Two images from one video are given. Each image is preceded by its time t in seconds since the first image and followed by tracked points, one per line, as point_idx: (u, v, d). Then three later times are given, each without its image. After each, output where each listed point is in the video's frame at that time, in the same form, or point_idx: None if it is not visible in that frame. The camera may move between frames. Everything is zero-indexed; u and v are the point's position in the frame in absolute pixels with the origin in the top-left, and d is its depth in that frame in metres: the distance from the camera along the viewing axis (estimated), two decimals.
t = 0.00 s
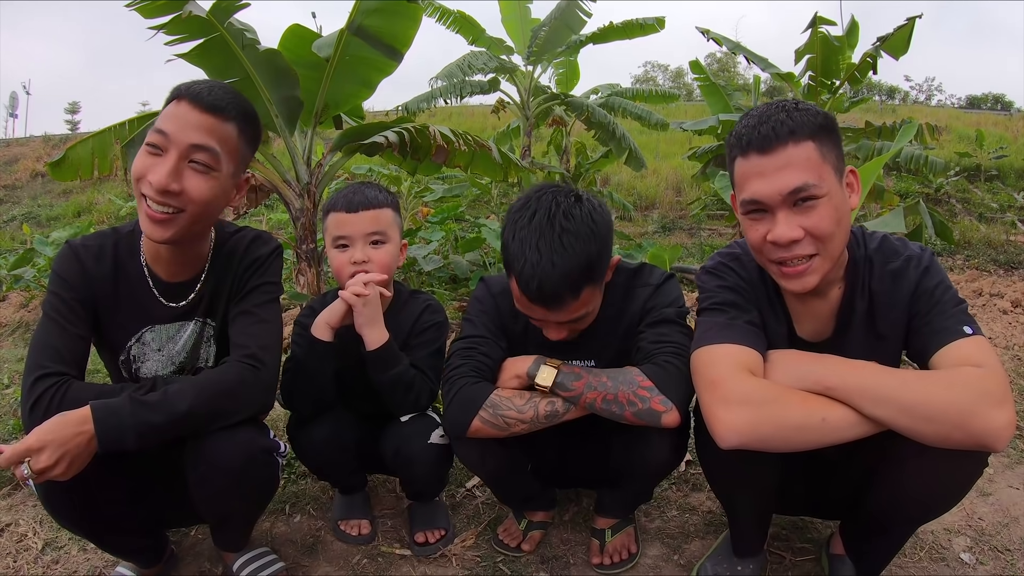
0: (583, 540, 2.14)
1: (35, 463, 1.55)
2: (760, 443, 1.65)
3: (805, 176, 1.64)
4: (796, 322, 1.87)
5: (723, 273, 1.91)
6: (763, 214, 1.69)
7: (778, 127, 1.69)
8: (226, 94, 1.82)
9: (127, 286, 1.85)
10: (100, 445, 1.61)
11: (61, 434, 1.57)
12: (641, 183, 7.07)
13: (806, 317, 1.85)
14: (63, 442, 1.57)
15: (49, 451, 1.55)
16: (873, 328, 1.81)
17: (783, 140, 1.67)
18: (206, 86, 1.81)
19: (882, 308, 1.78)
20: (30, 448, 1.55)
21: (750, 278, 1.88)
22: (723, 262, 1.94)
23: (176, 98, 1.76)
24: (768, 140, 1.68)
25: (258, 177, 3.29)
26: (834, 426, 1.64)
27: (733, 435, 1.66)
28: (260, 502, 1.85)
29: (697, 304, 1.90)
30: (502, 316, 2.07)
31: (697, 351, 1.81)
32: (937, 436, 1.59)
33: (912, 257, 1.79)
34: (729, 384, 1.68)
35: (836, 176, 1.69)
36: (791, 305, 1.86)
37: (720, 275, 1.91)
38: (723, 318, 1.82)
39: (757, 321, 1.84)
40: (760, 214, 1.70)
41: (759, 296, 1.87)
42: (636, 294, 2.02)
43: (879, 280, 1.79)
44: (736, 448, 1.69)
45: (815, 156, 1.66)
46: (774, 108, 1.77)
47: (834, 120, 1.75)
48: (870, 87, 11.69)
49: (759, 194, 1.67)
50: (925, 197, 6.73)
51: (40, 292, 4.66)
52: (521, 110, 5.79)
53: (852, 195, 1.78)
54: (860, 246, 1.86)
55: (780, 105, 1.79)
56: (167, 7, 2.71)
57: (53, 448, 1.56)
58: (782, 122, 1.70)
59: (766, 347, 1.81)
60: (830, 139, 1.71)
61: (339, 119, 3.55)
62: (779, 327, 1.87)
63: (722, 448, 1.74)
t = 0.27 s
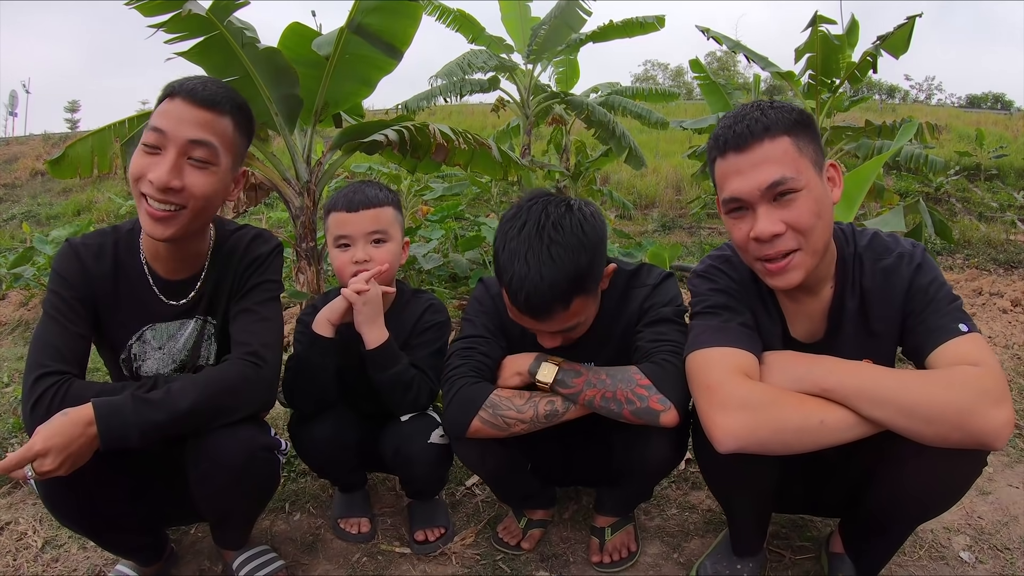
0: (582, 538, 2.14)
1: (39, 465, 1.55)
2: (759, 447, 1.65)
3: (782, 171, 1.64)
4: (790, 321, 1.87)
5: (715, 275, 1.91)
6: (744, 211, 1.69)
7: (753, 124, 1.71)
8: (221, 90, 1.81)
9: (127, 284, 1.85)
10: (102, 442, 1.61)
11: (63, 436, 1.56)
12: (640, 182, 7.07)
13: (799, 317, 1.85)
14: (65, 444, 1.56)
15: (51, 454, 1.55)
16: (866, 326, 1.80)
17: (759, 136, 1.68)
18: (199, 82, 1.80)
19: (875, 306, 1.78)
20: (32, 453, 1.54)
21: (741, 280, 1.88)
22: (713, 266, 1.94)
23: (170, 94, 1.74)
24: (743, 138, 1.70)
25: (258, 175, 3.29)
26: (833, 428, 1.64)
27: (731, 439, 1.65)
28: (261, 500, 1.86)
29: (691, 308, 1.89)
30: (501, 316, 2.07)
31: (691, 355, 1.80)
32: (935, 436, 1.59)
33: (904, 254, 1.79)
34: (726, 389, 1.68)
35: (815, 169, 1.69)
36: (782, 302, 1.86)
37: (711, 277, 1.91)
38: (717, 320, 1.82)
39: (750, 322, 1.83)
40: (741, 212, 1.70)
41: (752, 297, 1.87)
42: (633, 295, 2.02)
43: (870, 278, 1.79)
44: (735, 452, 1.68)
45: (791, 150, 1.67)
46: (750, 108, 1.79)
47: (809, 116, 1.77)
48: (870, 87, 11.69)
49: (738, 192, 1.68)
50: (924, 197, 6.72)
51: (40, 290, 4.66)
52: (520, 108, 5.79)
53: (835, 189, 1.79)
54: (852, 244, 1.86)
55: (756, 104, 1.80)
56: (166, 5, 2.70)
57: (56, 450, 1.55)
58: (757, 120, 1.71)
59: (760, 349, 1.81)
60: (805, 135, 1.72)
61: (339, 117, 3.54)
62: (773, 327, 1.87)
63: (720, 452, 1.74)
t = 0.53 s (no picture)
0: (582, 536, 2.14)
1: (39, 464, 1.55)
2: (753, 448, 1.65)
3: (770, 171, 1.64)
4: (783, 322, 1.87)
5: (707, 277, 1.91)
6: (733, 211, 1.69)
7: (741, 125, 1.71)
8: (240, 95, 1.85)
9: (125, 281, 1.85)
10: (102, 439, 1.61)
11: (63, 436, 1.56)
12: (640, 181, 7.07)
13: (793, 318, 1.86)
14: (66, 443, 1.56)
15: (53, 452, 1.55)
16: (859, 326, 1.80)
17: (747, 136, 1.68)
18: (226, 88, 1.80)
19: (868, 306, 1.78)
20: (33, 453, 1.54)
21: (734, 281, 1.88)
22: (706, 267, 1.93)
23: (211, 105, 1.72)
24: (732, 139, 1.70)
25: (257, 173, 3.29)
26: (827, 429, 1.64)
27: (726, 442, 1.65)
28: (260, 497, 1.86)
29: (685, 310, 1.90)
30: (498, 316, 2.07)
31: (686, 356, 1.80)
32: (930, 437, 1.59)
33: (897, 254, 1.80)
34: (719, 392, 1.68)
35: (804, 169, 1.69)
36: (775, 302, 1.87)
37: (703, 279, 1.91)
38: (710, 322, 1.82)
39: (744, 323, 1.83)
40: (730, 212, 1.70)
41: (745, 298, 1.87)
42: (632, 295, 2.02)
43: (863, 278, 1.79)
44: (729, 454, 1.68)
45: (779, 150, 1.67)
46: (739, 109, 1.79)
47: (798, 116, 1.78)
48: (870, 86, 11.69)
49: (726, 192, 1.68)
50: (925, 197, 6.72)
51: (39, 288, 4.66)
52: (521, 107, 5.79)
53: (824, 189, 1.80)
54: (845, 244, 1.86)
55: (743, 106, 1.81)
56: (166, 2, 2.70)
57: (56, 450, 1.55)
58: (745, 121, 1.72)
59: (754, 350, 1.81)
60: (794, 135, 1.72)
61: (339, 115, 3.54)
62: (767, 328, 1.86)
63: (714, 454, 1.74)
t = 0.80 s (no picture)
0: (580, 535, 2.14)
1: (37, 459, 1.57)
2: (751, 451, 1.65)
3: (769, 169, 1.64)
4: (780, 323, 1.87)
5: (704, 279, 1.91)
6: (730, 209, 1.69)
7: (742, 124, 1.72)
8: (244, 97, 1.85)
9: (125, 278, 1.84)
10: (101, 434, 1.61)
11: (59, 436, 1.57)
12: (640, 180, 7.07)
13: (789, 320, 1.86)
14: (63, 440, 1.57)
15: (51, 449, 1.56)
16: (856, 328, 1.81)
17: (747, 135, 1.69)
18: (229, 91, 1.79)
19: (864, 308, 1.79)
20: (30, 450, 1.55)
21: (731, 283, 1.88)
22: (702, 269, 1.94)
23: (214, 109, 1.72)
24: (732, 138, 1.70)
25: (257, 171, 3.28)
26: (825, 431, 1.64)
27: (723, 444, 1.65)
28: (259, 495, 1.86)
29: (681, 312, 1.89)
30: (495, 315, 2.07)
31: (682, 358, 1.80)
32: (928, 439, 1.59)
33: (893, 256, 1.80)
34: (716, 395, 1.68)
35: (803, 169, 1.69)
36: (772, 304, 1.86)
37: (700, 281, 1.91)
38: (707, 324, 1.82)
39: (741, 325, 1.83)
40: (728, 210, 1.70)
41: (741, 299, 1.87)
42: (629, 293, 2.02)
43: (859, 280, 1.79)
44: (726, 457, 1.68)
45: (779, 149, 1.67)
46: (741, 108, 1.79)
47: (799, 116, 1.78)
48: (870, 86, 11.70)
49: (725, 189, 1.68)
50: (924, 197, 6.72)
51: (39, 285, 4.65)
52: (521, 105, 5.78)
53: (823, 190, 1.80)
54: (840, 246, 1.87)
55: (744, 104, 1.82)
56: None
57: (52, 448, 1.56)
58: (746, 119, 1.72)
59: (751, 352, 1.81)
60: (794, 134, 1.73)
61: (339, 113, 3.54)
62: (764, 329, 1.86)
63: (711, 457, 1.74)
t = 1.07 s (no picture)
0: (580, 533, 2.14)
1: (32, 455, 1.55)
2: (749, 452, 1.65)
3: (776, 167, 1.64)
4: (780, 323, 1.86)
5: (704, 277, 1.91)
6: (735, 204, 1.69)
7: (751, 119, 1.71)
8: (247, 97, 1.85)
9: (125, 276, 1.84)
10: (99, 430, 1.61)
11: (57, 427, 1.56)
12: (641, 179, 7.07)
13: (788, 319, 1.85)
14: (59, 435, 1.57)
15: (46, 444, 1.55)
16: (856, 329, 1.81)
17: (756, 131, 1.69)
18: (233, 90, 1.79)
19: (864, 309, 1.79)
20: (25, 445, 1.54)
21: (731, 283, 1.88)
22: (702, 268, 1.93)
23: (215, 107, 1.72)
24: (740, 133, 1.70)
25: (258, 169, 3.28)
26: (824, 431, 1.64)
27: (722, 446, 1.65)
28: (258, 493, 1.85)
29: (680, 311, 1.89)
30: (494, 312, 2.07)
31: (680, 358, 1.80)
32: (927, 441, 1.59)
33: (893, 257, 1.80)
34: (714, 396, 1.68)
35: (811, 170, 1.69)
36: (772, 304, 1.86)
37: (700, 280, 1.91)
38: (707, 324, 1.82)
39: (740, 325, 1.83)
40: (732, 206, 1.70)
41: (741, 298, 1.87)
42: (628, 291, 2.02)
43: (859, 281, 1.79)
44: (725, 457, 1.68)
45: (787, 148, 1.67)
46: (752, 104, 1.78)
47: (809, 116, 1.77)
48: (871, 86, 11.69)
49: (730, 183, 1.68)
50: (925, 197, 6.72)
51: (39, 283, 4.65)
52: (521, 104, 5.78)
53: (828, 192, 1.79)
54: (841, 247, 1.86)
55: (755, 101, 1.81)
56: None
57: (49, 441, 1.56)
58: (756, 115, 1.71)
59: (751, 352, 1.81)
60: (803, 134, 1.72)
61: (339, 112, 3.54)
62: (763, 328, 1.86)
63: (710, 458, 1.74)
